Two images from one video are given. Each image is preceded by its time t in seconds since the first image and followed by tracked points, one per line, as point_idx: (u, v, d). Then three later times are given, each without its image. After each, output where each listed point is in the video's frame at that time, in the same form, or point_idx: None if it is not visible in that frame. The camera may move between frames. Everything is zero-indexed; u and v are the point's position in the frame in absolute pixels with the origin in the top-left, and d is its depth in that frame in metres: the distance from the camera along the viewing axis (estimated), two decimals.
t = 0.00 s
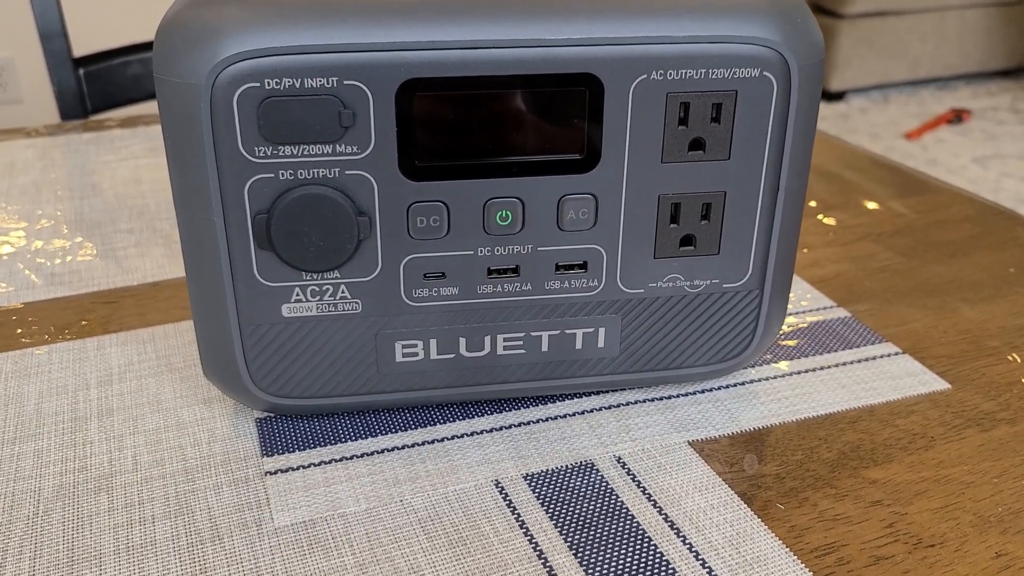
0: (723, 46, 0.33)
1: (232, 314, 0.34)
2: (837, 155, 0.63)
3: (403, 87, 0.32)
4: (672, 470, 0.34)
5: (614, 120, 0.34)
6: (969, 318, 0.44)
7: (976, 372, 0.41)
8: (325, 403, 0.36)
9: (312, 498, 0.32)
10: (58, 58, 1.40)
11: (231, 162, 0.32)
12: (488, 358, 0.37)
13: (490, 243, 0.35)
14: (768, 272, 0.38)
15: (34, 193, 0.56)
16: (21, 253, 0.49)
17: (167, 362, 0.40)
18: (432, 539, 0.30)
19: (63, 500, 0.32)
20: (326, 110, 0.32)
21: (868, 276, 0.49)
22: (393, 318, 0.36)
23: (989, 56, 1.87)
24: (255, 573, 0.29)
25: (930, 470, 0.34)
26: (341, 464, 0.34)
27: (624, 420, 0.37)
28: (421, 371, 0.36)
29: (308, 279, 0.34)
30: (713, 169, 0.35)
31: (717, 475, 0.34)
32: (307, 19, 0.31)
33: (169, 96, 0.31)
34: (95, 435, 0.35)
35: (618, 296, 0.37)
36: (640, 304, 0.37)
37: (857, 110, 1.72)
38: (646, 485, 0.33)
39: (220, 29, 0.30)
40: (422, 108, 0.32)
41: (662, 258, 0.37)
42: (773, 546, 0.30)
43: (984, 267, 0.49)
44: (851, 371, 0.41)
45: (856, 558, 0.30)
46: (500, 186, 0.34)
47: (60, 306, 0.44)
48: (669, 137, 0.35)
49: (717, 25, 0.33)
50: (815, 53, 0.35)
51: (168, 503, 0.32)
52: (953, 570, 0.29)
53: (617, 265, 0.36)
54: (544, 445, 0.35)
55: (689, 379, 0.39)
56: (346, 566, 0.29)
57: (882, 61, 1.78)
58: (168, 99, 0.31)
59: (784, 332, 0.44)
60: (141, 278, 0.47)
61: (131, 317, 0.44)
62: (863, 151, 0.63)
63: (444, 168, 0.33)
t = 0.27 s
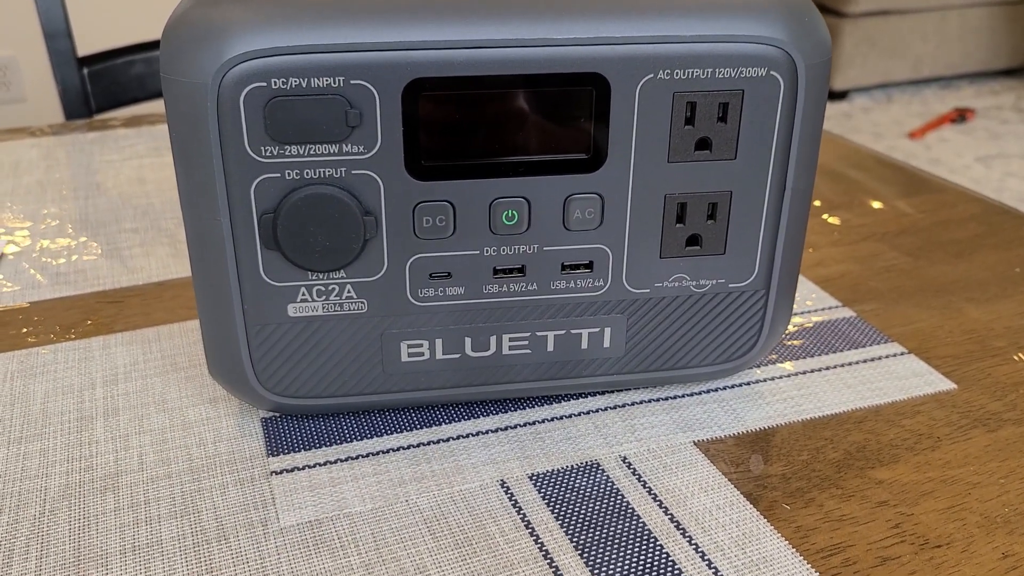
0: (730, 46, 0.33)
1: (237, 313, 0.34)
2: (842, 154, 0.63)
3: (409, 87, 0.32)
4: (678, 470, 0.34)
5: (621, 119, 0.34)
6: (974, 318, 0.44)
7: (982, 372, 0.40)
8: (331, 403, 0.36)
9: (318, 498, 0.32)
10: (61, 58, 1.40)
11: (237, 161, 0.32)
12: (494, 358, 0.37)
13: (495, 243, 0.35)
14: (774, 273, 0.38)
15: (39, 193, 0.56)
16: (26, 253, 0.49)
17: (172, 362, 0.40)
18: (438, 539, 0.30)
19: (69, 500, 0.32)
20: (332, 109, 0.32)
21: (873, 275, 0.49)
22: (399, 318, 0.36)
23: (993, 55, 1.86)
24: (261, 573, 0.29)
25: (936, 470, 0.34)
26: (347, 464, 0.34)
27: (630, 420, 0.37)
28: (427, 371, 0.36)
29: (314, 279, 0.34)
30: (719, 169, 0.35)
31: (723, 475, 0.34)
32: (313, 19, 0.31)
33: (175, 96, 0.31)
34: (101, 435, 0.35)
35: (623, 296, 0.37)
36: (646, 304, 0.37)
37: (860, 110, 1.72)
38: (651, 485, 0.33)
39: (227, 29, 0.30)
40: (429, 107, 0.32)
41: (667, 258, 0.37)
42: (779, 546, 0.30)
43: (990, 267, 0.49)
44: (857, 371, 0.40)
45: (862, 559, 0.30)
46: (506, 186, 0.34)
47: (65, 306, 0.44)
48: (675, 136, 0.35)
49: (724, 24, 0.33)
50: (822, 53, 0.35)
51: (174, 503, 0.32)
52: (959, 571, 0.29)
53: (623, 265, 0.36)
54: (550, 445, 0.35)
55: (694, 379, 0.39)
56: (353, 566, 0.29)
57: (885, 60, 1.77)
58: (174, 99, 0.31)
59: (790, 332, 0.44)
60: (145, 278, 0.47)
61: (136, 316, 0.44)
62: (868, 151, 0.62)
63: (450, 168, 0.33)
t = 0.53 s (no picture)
0: (732, 45, 0.33)
1: (241, 312, 0.35)
2: (845, 154, 0.63)
3: (412, 86, 0.32)
4: (680, 468, 0.34)
5: (624, 119, 0.34)
6: (977, 317, 0.44)
7: (984, 371, 0.40)
8: (335, 401, 0.36)
9: (321, 495, 0.32)
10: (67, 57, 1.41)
11: (241, 160, 0.32)
12: (497, 356, 0.37)
13: (498, 242, 0.35)
14: (776, 272, 0.38)
15: (44, 191, 0.56)
16: (32, 251, 0.49)
17: (176, 360, 0.40)
18: (441, 537, 0.30)
19: (74, 496, 0.32)
20: (336, 108, 0.32)
21: (876, 275, 0.49)
22: (402, 316, 0.36)
23: (998, 55, 1.86)
24: (264, 570, 0.29)
25: (938, 469, 0.34)
26: (350, 462, 0.34)
27: (632, 419, 0.37)
28: (430, 369, 0.36)
29: (317, 278, 0.34)
30: (721, 168, 0.36)
31: (725, 474, 0.34)
32: (317, 18, 0.31)
33: (180, 95, 0.31)
34: (106, 432, 0.35)
35: (626, 295, 0.37)
36: (648, 303, 0.37)
37: (865, 109, 1.72)
38: (653, 483, 0.33)
39: (231, 28, 0.31)
40: (432, 106, 0.33)
41: (670, 257, 0.37)
42: (781, 545, 0.30)
43: (993, 266, 0.49)
44: (859, 370, 0.41)
45: (863, 557, 0.30)
46: (509, 185, 0.34)
47: (71, 304, 0.44)
48: (678, 136, 0.35)
49: (727, 24, 0.33)
50: (824, 52, 0.35)
51: (178, 500, 0.32)
52: (960, 569, 0.29)
53: (625, 264, 0.37)
54: (552, 443, 0.35)
55: (697, 378, 0.39)
56: (356, 563, 0.29)
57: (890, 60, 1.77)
58: (179, 98, 0.31)
59: (792, 331, 0.44)
60: (150, 276, 0.47)
61: (141, 315, 0.44)
62: (872, 150, 0.62)
63: (453, 167, 0.33)
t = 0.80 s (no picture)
0: (733, 44, 0.33)
1: (241, 312, 0.34)
2: (848, 153, 0.63)
3: (412, 86, 0.32)
4: (680, 469, 0.34)
5: (624, 118, 0.34)
6: (980, 317, 0.44)
7: (987, 372, 0.40)
8: (334, 401, 0.36)
9: (320, 495, 0.32)
10: (71, 57, 1.41)
11: (240, 160, 0.32)
12: (497, 357, 0.37)
13: (498, 242, 0.35)
14: (778, 271, 0.38)
15: (47, 191, 0.56)
16: (34, 251, 0.49)
17: (177, 360, 0.40)
18: (440, 538, 0.30)
19: (74, 497, 0.32)
20: (335, 108, 0.32)
21: (878, 275, 0.48)
22: (402, 316, 0.36)
23: (1004, 53, 1.85)
24: (263, 571, 0.29)
25: (940, 470, 0.34)
26: (350, 462, 0.34)
27: (633, 419, 0.37)
28: (430, 369, 0.36)
29: (317, 278, 0.34)
30: (722, 168, 0.35)
31: (726, 475, 0.34)
32: (316, 18, 0.31)
33: (179, 95, 0.31)
34: (106, 432, 0.35)
35: (626, 295, 0.37)
36: (649, 303, 0.37)
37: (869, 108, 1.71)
38: (654, 484, 0.33)
39: (230, 28, 0.31)
40: (431, 106, 0.32)
41: (670, 257, 0.37)
42: (781, 546, 0.30)
43: (996, 266, 0.49)
44: (861, 370, 0.40)
45: (864, 559, 0.30)
46: (508, 185, 0.34)
47: (72, 303, 0.45)
48: (678, 135, 0.34)
49: (727, 23, 0.33)
50: (826, 51, 0.35)
51: (177, 500, 0.32)
52: (962, 571, 0.29)
53: (626, 264, 0.36)
54: (552, 444, 0.35)
55: (698, 378, 0.39)
56: (354, 564, 0.29)
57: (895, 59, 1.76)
58: (177, 98, 0.31)
59: (794, 332, 0.44)
60: (151, 276, 0.47)
61: (141, 315, 0.44)
62: (875, 149, 0.62)
63: (453, 167, 0.33)
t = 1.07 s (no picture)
0: (738, 43, 0.33)
1: (246, 311, 0.34)
2: (854, 153, 0.62)
3: (416, 85, 0.32)
4: (686, 469, 0.34)
5: (629, 117, 0.34)
6: (987, 318, 0.44)
7: (994, 372, 0.40)
8: (339, 400, 0.36)
9: (325, 494, 0.32)
10: (77, 57, 1.41)
11: (245, 159, 0.32)
12: (502, 356, 0.37)
13: (503, 241, 0.35)
14: (784, 271, 0.38)
15: (52, 191, 0.56)
16: (39, 250, 0.50)
17: (182, 359, 0.40)
18: (445, 537, 0.30)
19: (79, 496, 0.32)
20: (340, 107, 0.32)
21: (884, 274, 0.48)
22: (407, 315, 0.36)
23: (1010, 53, 1.84)
24: (268, 570, 0.29)
25: (947, 471, 0.34)
26: (355, 461, 0.34)
27: (638, 419, 0.37)
28: (435, 368, 0.36)
29: (322, 277, 0.34)
30: (727, 167, 0.35)
31: (731, 475, 0.34)
32: (321, 17, 0.31)
33: (184, 94, 0.31)
34: (111, 431, 0.35)
35: (632, 295, 0.37)
36: (654, 302, 0.37)
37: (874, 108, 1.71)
38: (659, 484, 0.33)
39: (235, 27, 0.31)
40: (435, 105, 0.32)
41: (676, 257, 0.37)
42: (787, 546, 0.30)
43: (1003, 266, 0.48)
44: (867, 370, 0.40)
45: (871, 559, 0.30)
46: (514, 183, 0.34)
47: (77, 303, 0.45)
48: (684, 134, 0.34)
49: (733, 21, 0.33)
50: (832, 49, 0.34)
51: (182, 499, 0.32)
52: (968, 572, 0.29)
53: (631, 263, 0.36)
54: (557, 443, 0.35)
55: (703, 378, 0.39)
56: (359, 564, 0.29)
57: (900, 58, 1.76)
58: (182, 97, 0.31)
59: (800, 331, 0.44)
60: (157, 275, 0.47)
61: (147, 314, 0.44)
62: (881, 149, 0.62)
63: (458, 166, 0.33)
